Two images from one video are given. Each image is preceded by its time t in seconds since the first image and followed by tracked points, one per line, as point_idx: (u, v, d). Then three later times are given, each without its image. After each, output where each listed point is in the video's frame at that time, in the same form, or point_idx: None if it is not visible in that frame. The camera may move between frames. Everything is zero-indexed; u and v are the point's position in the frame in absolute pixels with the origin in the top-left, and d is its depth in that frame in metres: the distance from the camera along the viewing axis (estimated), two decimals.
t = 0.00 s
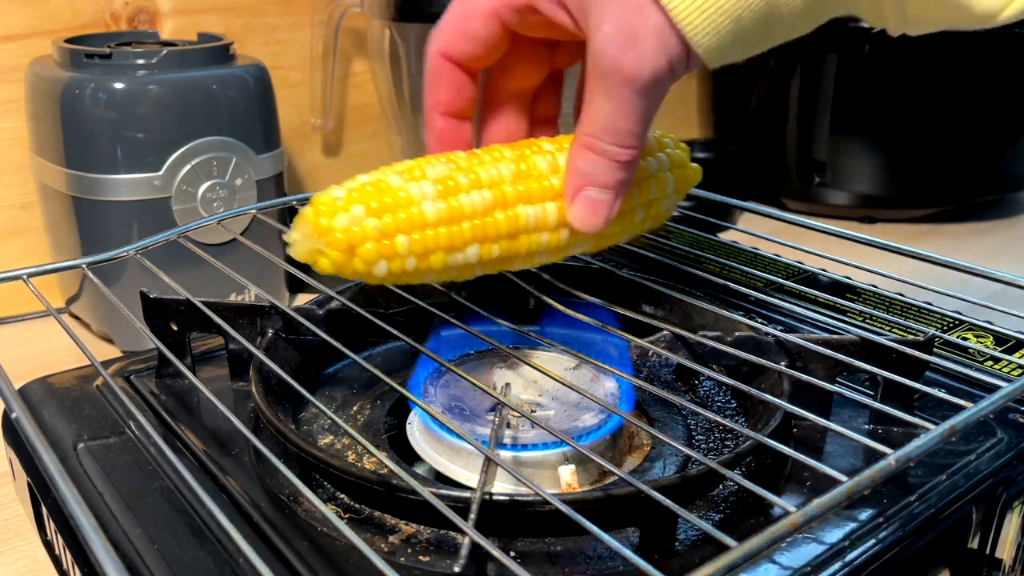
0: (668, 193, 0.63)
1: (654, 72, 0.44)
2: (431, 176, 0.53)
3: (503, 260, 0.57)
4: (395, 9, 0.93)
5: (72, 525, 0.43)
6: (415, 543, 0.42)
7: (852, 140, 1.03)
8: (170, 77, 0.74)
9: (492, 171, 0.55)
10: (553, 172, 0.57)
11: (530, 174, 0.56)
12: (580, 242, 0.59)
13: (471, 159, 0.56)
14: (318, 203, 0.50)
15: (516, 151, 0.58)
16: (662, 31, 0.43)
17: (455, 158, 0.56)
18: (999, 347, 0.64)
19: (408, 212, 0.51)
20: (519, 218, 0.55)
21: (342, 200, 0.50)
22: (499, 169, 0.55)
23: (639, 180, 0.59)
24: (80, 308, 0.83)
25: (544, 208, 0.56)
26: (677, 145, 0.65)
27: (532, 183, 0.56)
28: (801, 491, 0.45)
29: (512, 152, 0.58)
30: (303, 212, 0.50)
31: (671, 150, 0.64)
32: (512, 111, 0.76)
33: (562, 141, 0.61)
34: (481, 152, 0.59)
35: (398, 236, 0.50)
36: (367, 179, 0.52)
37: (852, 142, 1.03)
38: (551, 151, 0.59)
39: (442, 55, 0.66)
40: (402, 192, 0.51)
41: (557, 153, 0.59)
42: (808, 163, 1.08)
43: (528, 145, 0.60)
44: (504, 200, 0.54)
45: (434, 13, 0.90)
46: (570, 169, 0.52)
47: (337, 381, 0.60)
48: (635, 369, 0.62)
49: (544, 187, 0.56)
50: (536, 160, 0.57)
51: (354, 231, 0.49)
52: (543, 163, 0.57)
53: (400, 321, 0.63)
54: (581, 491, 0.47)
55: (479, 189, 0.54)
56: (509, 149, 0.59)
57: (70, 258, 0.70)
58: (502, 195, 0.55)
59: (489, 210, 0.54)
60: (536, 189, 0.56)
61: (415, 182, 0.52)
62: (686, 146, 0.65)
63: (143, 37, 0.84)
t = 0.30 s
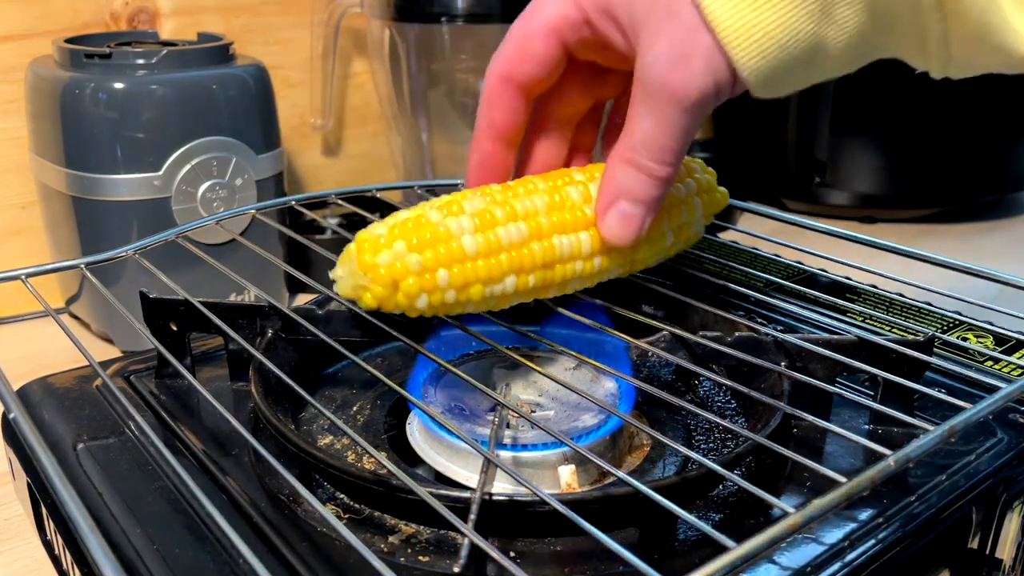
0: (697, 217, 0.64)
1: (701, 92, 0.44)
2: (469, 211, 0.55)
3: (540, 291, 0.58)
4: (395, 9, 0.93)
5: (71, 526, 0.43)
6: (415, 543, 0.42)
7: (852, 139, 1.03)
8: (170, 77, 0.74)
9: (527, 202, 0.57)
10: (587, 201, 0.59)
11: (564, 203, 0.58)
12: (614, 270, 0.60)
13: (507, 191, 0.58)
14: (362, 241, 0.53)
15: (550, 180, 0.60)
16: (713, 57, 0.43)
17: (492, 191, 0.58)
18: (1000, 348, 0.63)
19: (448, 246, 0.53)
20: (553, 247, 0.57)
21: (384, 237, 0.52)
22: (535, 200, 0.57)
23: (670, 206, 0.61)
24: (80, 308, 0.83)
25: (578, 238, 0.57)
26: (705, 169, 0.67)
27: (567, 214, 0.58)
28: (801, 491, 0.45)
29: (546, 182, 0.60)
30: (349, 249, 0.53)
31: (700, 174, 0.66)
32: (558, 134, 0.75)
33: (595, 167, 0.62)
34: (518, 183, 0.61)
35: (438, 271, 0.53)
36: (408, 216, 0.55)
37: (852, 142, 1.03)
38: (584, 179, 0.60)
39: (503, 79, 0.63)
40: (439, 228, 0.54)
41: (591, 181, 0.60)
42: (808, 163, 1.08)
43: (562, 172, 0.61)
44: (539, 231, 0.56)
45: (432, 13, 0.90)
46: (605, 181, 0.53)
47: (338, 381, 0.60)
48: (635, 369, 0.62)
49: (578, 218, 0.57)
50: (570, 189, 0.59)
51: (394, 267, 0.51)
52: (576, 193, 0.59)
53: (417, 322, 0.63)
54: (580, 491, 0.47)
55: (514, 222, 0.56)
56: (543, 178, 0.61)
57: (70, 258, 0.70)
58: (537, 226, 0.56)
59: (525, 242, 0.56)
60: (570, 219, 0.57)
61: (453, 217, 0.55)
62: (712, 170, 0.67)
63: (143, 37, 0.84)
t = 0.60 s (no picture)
0: (706, 243, 0.65)
1: None
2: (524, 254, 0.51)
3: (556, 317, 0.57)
4: (395, 9, 0.93)
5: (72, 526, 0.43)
6: (415, 543, 0.42)
7: (852, 139, 1.03)
8: (170, 77, 0.74)
9: (576, 242, 0.53)
10: (627, 240, 0.57)
11: (609, 243, 0.55)
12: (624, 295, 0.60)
13: (556, 224, 0.53)
14: (411, 278, 0.47)
15: (596, 207, 0.56)
16: None
17: (542, 221, 0.53)
18: (999, 348, 0.63)
19: (499, 297, 0.49)
20: (588, 292, 0.55)
21: (437, 281, 0.47)
22: (583, 240, 0.54)
23: (690, 236, 0.61)
24: (80, 308, 0.83)
25: (610, 280, 0.56)
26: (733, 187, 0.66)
27: (608, 255, 0.55)
28: (802, 491, 0.45)
29: (592, 208, 0.56)
30: (396, 284, 0.47)
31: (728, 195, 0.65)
32: None
33: (640, 191, 0.59)
34: (561, 201, 0.56)
35: (483, 321, 0.49)
36: (461, 252, 0.49)
37: (852, 142, 1.03)
38: (628, 210, 0.57)
39: None
40: (494, 275, 0.49)
41: (633, 212, 0.58)
42: (808, 162, 1.07)
43: (607, 195, 0.57)
44: (583, 277, 0.54)
45: (432, 13, 0.90)
46: None
47: (338, 381, 0.60)
48: (636, 369, 0.62)
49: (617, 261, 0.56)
50: (614, 224, 0.56)
51: (445, 319, 0.48)
52: (620, 231, 0.56)
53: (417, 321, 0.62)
54: (581, 491, 0.47)
55: (564, 268, 0.53)
56: (588, 200, 0.56)
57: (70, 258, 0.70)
58: (582, 271, 0.54)
59: (568, 289, 0.53)
60: (610, 262, 0.55)
61: (508, 260, 0.50)
62: (738, 189, 0.66)
63: (143, 37, 0.84)
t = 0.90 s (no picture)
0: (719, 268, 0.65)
1: None
2: (555, 290, 0.50)
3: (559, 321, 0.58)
4: (395, 9, 0.93)
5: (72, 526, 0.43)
6: (415, 543, 0.42)
7: (852, 139, 1.03)
8: (170, 77, 0.74)
9: (607, 277, 0.53)
10: (654, 278, 0.56)
11: (638, 280, 0.55)
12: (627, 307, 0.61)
13: (596, 255, 0.52)
14: (442, 293, 0.46)
15: (638, 239, 0.55)
16: None
17: (583, 250, 0.52)
18: (1000, 348, 0.63)
19: (518, 328, 0.49)
20: (600, 320, 0.55)
21: (466, 305, 0.47)
22: (615, 276, 0.53)
23: (709, 270, 0.61)
24: (79, 308, 0.83)
25: (622, 310, 0.57)
26: (766, 222, 0.65)
27: (631, 291, 0.55)
28: (802, 491, 0.45)
29: (633, 239, 0.55)
30: (425, 294, 0.46)
31: (759, 230, 0.64)
32: None
33: (684, 225, 0.57)
34: (606, 223, 0.54)
35: (496, 344, 0.49)
36: (498, 275, 0.48)
37: (852, 142, 1.03)
38: (666, 245, 0.56)
39: None
40: (522, 305, 0.49)
41: (669, 249, 0.57)
42: (808, 163, 1.07)
43: (651, 225, 0.56)
44: (600, 312, 0.54)
45: (432, 13, 0.90)
46: None
47: (338, 381, 0.60)
48: (636, 369, 0.62)
49: (635, 299, 0.56)
50: (648, 259, 0.55)
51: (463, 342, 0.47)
52: (650, 269, 0.55)
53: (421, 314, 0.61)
54: (580, 491, 0.47)
55: (586, 306, 0.52)
56: (632, 227, 0.55)
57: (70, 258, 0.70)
58: (601, 309, 0.54)
59: (585, 321, 0.53)
60: (629, 298, 0.55)
61: (539, 292, 0.49)
62: (769, 224, 0.65)
63: (143, 37, 0.84)
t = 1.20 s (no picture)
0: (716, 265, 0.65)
1: None
2: (548, 286, 0.50)
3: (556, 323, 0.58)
4: (395, 9, 0.93)
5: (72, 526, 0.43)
6: (415, 543, 0.42)
7: (852, 139, 1.03)
8: (170, 77, 0.74)
9: (600, 272, 0.53)
10: (648, 271, 0.56)
11: (631, 274, 0.55)
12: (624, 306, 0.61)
13: (587, 250, 0.52)
14: (434, 294, 0.46)
15: (628, 233, 0.55)
16: None
17: (574, 246, 0.52)
18: (1000, 348, 0.63)
19: (513, 326, 0.49)
20: (598, 316, 0.55)
21: (459, 304, 0.47)
22: (608, 270, 0.53)
23: (705, 264, 0.61)
24: (79, 308, 0.82)
25: (619, 306, 0.56)
26: (760, 213, 0.65)
27: (626, 286, 0.55)
28: (802, 491, 0.45)
29: (623, 233, 0.55)
30: (417, 297, 0.46)
31: (753, 222, 0.64)
32: None
33: (674, 218, 0.57)
34: (595, 219, 0.54)
35: (493, 344, 0.49)
36: (489, 274, 0.48)
37: (852, 142, 1.03)
38: (658, 238, 0.56)
39: None
40: (515, 303, 0.49)
41: (660, 243, 0.57)
42: (808, 163, 1.07)
43: (641, 219, 0.56)
44: (596, 307, 0.54)
45: (432, 13, 0.90)
46: None
47: (338, 381, 0.60)
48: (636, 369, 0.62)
49: (631, 293, 0.56)
50: (640, 253, 0.55)
51: (458, 342, 0.47)
52: (643, 263, 0.55)
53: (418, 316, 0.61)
54: (580, 491, 0.47)
55: (582, 301, 0.52)
56: (621, 221, 0.55)
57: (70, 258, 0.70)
58: (597, 304, 0.54)
59: (581, 316, 0.53)
60: (625, 293, 0.55)
61: (532, 288, 0.49)
62: (763, 216, 0.65)
63: (143, 37, 0.84)
